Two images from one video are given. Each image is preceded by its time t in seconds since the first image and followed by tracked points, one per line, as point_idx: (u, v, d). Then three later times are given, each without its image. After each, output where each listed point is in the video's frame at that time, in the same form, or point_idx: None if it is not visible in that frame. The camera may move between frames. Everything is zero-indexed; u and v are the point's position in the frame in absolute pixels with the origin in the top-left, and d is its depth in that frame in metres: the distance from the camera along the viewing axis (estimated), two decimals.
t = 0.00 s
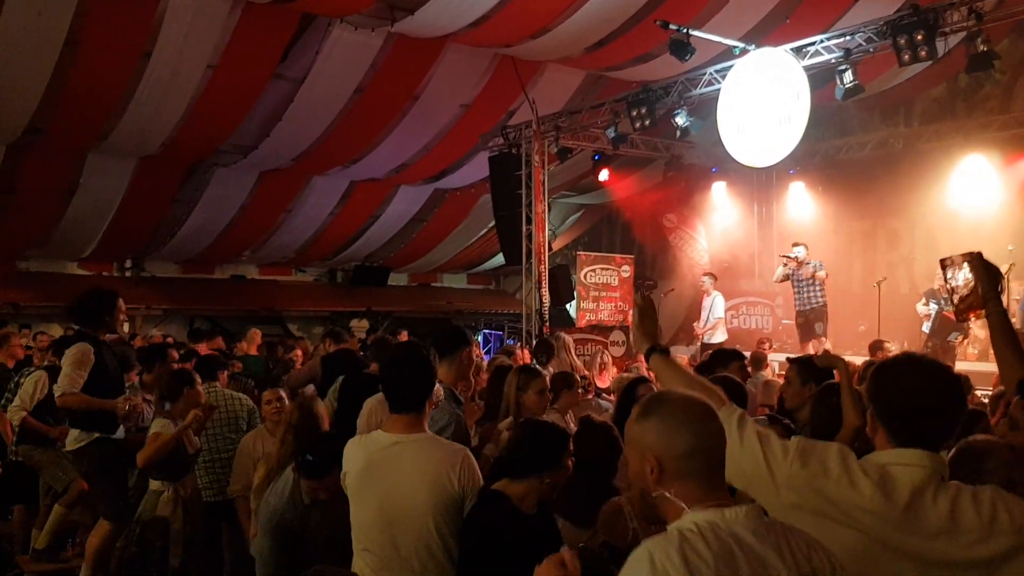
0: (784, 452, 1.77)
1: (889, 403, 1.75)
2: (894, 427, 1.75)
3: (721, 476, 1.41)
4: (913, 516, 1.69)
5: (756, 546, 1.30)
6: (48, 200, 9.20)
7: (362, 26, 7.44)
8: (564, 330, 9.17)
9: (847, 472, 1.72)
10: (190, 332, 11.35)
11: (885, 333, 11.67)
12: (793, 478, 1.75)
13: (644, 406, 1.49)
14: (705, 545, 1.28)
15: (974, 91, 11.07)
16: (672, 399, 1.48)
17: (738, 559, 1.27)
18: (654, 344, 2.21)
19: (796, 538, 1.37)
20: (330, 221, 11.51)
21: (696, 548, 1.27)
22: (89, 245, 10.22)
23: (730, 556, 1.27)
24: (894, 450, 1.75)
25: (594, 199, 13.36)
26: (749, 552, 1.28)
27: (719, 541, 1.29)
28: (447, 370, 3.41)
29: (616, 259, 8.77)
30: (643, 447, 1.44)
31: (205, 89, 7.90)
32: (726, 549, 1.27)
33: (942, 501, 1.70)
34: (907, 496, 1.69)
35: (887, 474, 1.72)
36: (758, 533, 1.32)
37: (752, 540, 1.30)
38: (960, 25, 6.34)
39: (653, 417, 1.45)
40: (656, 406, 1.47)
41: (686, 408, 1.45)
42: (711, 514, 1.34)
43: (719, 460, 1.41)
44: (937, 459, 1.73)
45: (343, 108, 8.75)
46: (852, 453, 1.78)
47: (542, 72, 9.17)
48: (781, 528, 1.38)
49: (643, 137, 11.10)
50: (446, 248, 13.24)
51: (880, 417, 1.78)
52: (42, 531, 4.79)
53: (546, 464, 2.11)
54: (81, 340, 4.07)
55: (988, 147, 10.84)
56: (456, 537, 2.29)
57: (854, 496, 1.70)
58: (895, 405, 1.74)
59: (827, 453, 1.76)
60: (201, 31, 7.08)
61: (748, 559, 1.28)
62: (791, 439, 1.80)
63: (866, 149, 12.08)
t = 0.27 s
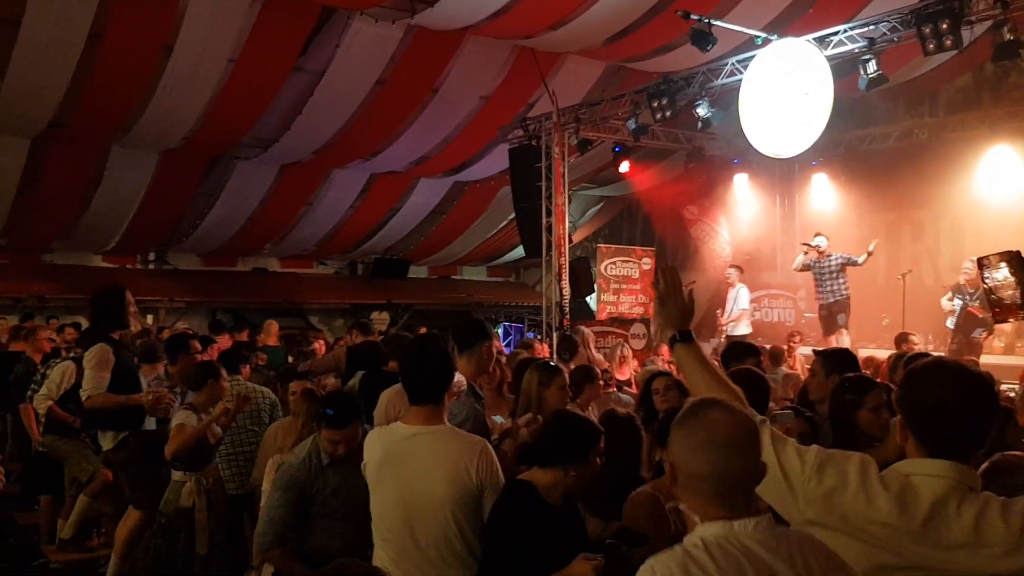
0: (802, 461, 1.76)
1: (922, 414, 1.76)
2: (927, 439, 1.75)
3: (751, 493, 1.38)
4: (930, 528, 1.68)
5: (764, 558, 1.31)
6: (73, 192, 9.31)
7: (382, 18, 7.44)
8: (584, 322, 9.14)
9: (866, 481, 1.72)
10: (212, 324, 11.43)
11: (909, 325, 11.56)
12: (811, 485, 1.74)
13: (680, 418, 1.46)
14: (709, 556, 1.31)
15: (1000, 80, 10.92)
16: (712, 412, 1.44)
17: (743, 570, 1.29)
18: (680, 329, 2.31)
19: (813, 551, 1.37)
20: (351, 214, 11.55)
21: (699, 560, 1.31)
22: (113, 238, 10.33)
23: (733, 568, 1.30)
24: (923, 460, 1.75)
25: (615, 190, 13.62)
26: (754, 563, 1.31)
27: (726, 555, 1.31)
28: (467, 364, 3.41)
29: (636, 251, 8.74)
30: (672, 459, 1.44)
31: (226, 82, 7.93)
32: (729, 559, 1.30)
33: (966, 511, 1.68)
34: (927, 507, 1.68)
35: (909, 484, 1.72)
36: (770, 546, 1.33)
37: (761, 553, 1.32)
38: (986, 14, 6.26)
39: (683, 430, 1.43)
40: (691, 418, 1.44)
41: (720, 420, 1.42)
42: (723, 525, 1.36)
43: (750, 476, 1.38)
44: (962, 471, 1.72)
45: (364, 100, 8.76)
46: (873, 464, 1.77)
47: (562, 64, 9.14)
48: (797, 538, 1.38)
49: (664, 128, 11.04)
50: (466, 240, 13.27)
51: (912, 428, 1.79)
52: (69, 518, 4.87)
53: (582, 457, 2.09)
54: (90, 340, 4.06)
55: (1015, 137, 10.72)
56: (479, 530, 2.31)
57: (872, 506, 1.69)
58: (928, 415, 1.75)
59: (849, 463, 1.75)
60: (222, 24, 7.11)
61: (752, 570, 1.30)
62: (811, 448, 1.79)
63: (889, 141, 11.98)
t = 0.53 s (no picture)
0: (825, 460, 1.75)
1: (928, 398, 1.74)
2: (937, 423, 1.73)
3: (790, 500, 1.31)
4: (963, 518, 1.67)
5: (791, 560, 1.25)
6: (97, 185, 9.41)
7: (401, 10, 7.44)
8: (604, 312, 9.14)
9: (894, 476, 1.70)
10: (235, 315, 11.53)
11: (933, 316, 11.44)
12: (840, 485, 1.73)
13: (730, 418, 1.39)
14: (730, 553, 1.27)
15: None
16: (764, 418, 1.35)
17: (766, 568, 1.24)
18: (728, 316, 2.05)
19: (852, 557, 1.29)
20: (371, 205, 11.57)
21: (719, 557, 1.27)
22: (136, 230, 10.43)
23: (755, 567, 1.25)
24: (936, 449, 1.73)
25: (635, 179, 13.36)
26: (780, 562, 1.25)
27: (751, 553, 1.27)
28: (488, 352, 3.43)
29: (657, 241, 8.70)
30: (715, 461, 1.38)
31: (247, 74, 7.96)
32: (752, 556, 1.26)
33: (988, 503, 1.68)
34: (957, 497, 1.67)
35: (935, 475, 1.70)
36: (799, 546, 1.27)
37: (787, 552, 1.26)
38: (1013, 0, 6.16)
39: (728, 429, 1.38)
40: (739, 419, 1.37)
41: (768, 424, 1.34)
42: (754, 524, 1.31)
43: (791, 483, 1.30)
44: (982, 455, 1.71)
45: (384, 91, 8.77)
46: (896, 455, 1.76)
47: (583, 54, 9.10)
48: (835, 540, 1.30)
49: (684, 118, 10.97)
50: (486, 231, 13.27)
51: (921, 408, 1.77)
52: (96, 507, 4.94)
53: (598, 449, 2.02)
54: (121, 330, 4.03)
55: None
56: (499, 517, 2.32)
57: (905, 502, 1.68)
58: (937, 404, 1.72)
59: (872, 460, 1.74)
60: (243, 16, 7.13)
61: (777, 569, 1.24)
62: (833, 444, 1.78)
63: (914, 130, 11.76)
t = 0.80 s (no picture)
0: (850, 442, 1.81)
1: (947, 380, 1.77)
2: (958, 406, 1.76)
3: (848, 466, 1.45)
4: (985, 496, 1.72)
5: (842, 520, 1.41)
6: (122, 177, 9.49)
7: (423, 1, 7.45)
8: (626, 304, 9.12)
9: (916, 455, 1.77)
10: (258, 306, 11.61)
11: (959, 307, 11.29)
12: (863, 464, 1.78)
13: (805, 378, 1.49)
14: (786, 509, 1.42)
15: None
16: (841, 386, 1.46)
17: (817, 528, 1.40)
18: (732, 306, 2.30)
19: (896, 517, 1.45)
20: (393, 197, 11.60)
21: (777, 508, 1.42)
22: (161, 222, 10.51)
23: (807, 523, 1.40)
24: (960, 428, 1.77)
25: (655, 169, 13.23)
26: (829, 522, 1.40)
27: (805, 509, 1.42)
28: (514, 342, 3.45)
29: (680, 232, 8.67)
30: (780, 416, 1.49)
31: (271, 66, 8.01)
32: (805, 513, 1.41)
33: (1011, 481, 1.72)
34: (980, 476, 1.72)
35: (958, 456, 1.74)
36: (850, 509, 1.42)
37: (839, 516, 1.41)
38: None
39: (805, 393, 1.46)
40: (815, 382, 1.47)
41: (842, 396, 1.45)
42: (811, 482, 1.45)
43: (853, 452, 1.43)
44: (1007, 437, 1.75)
45: (406, 83, 8.79)
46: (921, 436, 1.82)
47: (604, 44, 9.07)
48: (882, 503, 1.45)
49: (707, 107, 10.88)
50: (507, 223, 13.26)
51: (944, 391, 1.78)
52: (121, 495, 4.99)
53: (612, 437, 2.01)
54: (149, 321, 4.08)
55: None
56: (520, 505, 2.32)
57: (925, 479, 1.74)
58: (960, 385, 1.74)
59: (896, 440, 1.80)
60: (267, 9, 7.17)
61: (826, 527, 1.40)
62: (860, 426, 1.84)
63: (939, 119, 11.50)
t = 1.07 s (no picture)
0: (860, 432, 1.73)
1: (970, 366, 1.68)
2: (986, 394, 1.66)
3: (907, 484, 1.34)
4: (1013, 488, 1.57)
5: (897, 537, 1.28)
6: (143, 168, 9.56)
7: None
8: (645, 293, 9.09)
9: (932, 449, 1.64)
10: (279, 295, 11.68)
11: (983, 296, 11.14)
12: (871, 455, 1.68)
13: (874, 388, 1.40)
14: (835, 517, 1.31)
15: None
16: (908, 399, 1.38)
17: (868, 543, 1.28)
18: (735, 312, 1.99)
19: (961, 541, 1.32)
20: (412, 186, 11.61)
21: (825, 518, 1.31)
22: (182, 212, 10.59)
23: (858, 540, 1.28)
24: (988, 431, 1.52)
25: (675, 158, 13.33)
26: (880, 538, 1.28)
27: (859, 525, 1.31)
28: (534, 330, 3.44)
29: (700, 221, 8.62)
30: (838, 424, 1.40)
31: (290, 55, 8.02)
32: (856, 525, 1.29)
33: None
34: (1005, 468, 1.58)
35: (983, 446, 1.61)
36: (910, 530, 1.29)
37: (894, 533, 1.28)
38: None
39: (869, 402, 1.38)
40: (881, 394, 1.38)
41: (910, 409, 1.36)
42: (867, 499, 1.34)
43: (911, 466, 1.35)
44: None
45: (424, 71, 8.77)
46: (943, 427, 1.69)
47: (624, 32, 9.01)
48: (946, 526, 1.32)
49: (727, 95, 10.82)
50: (525, 211, 13.25)
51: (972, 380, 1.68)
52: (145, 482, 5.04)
53: (639, 426, 2.01)
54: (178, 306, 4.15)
55: None
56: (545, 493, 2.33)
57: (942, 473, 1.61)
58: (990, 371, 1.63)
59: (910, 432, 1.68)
60: None
61: (876, 543, 1.28)
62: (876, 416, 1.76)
63: (965, 104, 11.42)
